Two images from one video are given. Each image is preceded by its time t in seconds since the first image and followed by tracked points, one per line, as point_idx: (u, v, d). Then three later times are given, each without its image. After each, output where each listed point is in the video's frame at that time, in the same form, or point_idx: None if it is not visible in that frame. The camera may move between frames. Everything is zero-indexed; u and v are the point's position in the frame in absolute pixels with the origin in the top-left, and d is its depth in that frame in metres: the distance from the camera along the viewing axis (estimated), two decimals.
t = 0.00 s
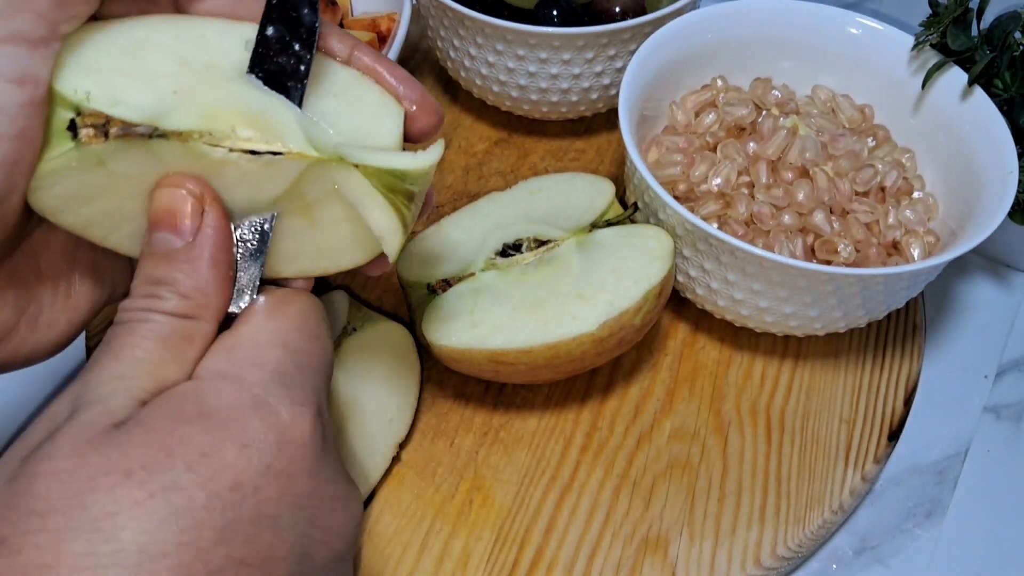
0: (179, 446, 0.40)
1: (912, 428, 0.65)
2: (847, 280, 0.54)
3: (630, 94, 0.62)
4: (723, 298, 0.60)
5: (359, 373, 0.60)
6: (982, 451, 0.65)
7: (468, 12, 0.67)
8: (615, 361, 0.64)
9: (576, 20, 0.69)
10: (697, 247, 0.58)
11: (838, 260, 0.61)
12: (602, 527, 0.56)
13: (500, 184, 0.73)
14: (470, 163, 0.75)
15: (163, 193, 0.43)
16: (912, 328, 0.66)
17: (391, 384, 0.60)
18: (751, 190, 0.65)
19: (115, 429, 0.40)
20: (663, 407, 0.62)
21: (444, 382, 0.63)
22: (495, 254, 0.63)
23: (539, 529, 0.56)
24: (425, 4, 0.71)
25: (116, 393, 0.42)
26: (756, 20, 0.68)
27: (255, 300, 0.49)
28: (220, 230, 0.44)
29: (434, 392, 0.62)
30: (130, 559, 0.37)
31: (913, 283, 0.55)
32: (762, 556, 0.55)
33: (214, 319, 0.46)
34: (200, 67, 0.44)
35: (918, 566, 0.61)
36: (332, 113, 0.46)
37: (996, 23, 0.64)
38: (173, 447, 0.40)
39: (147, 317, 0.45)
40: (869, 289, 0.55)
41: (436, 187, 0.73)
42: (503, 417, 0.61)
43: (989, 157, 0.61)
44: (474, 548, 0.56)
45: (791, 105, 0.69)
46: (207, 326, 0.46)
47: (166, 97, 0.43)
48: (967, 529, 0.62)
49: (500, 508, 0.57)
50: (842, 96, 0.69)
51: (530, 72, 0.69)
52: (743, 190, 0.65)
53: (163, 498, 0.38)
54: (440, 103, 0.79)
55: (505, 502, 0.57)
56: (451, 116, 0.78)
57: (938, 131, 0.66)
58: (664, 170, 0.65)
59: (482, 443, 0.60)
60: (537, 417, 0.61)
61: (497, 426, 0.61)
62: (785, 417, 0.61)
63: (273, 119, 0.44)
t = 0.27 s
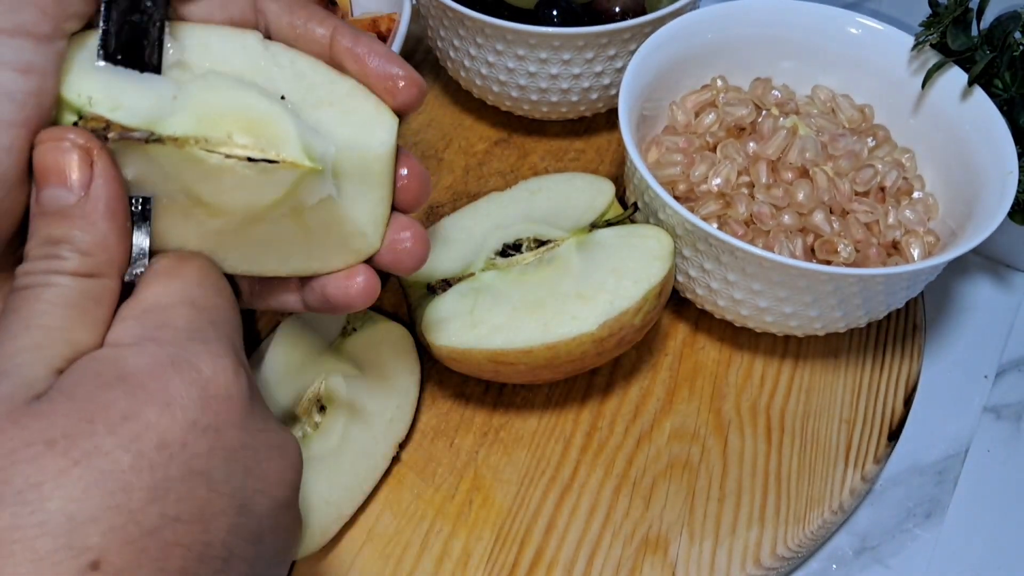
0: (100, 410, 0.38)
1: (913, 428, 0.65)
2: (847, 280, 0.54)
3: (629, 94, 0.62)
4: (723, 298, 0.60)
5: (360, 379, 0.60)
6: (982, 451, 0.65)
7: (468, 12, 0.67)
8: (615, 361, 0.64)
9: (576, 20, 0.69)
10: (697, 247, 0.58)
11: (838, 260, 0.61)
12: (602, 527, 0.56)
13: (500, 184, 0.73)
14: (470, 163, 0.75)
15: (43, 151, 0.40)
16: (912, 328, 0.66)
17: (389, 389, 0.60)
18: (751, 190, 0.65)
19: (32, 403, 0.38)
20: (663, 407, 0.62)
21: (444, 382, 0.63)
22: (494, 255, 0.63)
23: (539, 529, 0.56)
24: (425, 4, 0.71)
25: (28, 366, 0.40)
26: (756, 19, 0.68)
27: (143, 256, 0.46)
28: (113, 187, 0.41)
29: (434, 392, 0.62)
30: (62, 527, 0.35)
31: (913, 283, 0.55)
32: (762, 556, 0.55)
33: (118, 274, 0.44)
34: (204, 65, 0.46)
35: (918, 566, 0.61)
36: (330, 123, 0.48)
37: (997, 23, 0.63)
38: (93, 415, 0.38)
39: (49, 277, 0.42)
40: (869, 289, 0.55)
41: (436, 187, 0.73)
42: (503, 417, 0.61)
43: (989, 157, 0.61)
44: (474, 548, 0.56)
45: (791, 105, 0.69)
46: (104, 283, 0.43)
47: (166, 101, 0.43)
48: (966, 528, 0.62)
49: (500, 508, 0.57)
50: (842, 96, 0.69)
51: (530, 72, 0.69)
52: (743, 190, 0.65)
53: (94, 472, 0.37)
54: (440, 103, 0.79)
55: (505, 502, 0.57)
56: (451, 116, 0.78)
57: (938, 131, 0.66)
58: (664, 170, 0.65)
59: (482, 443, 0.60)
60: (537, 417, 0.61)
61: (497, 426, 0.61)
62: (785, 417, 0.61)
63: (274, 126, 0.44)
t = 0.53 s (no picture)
0: None
1: (913, 428, 0.65)
2: (847, 280, 0.54)
3: (629, 94, 0.62)
4: (723, 298, 0.60)
5: (360, 377, 0.60)
6: (982, 451, 0.65)
7: (468, 11, 0.67)
8: (616, 361, 0.64)
9: (577, 19, 0.69)
10: (697, 247, 0.58)
11: (838, 260, 0.61)
12: (602, 528, 0.56)
13: (500, 184, 0.73)
14: (470, 162, 0.75)
15: None
16: (912, 328, 0.66)
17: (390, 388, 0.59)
18: (751, 190, 0.65)
19: None
20: (663, 407, 0.62)
21: (443, 382, 0.63)
22: (494, 254, 0.63)
23: (539, 529, 0.56)
24: (426, 4, 0.71)
25: None
26: (755, 19, 0.68)
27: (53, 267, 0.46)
28: None
29: (434, 392, 0.62)
30: None
31: (914, 283, 0.55)
32: (762, 556, 0.55)
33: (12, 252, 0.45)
34: (128, 140, 0.52)
35: (918, 566, 0.61)
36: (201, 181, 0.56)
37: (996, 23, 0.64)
38: None
39: None
40: (869, 289, 0.55)
41: (436, 187, 0.73)
42: (503, 417, 0.61)
43: (988, 156, 0.61)
44: (474, 548, 0.56)
45: (791, 105, 0.69)
46: None
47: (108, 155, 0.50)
48: (966, 528, 0.62)
49: (500, 508, 0.57)
50: (842, 96, 0.69)
51: (530, 71, 0.69)
52: (743, 190, 0.65)
53: None
54: (440, 103, 0.79)
55: (505, 502, 0.57)
56: (451, 116, 0.78)
57: (938, 131, 0.66)
58: (664, 170, 0.65)
59: (482, 443, 0.60)
60: (538, 416, 0.61)
61: (497, 426, 0.61)
62: (785, 417, 0.61)
63: (116, 301, 0.42)
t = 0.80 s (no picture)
0: None
1: (914, 428, 0.65)
2: (848, 280, 0.53)
3: (629, 93, 0.62)
4: (724, 298, 0.60)
5: (360, 376, 0.59)
6: (984, 451, 0.65)
7: (468, 10, 0.67)
8: (616, 362, 0.64)
9: (577, 18, 0.69)
10: (698, 247, 0.58)
11: (839, 260, 0.61)
12: (602, 529, 0.56)
13: (500, 184, 0.73)
14: (470, 162, 0.74)
15: None
16: (913, 328, 0.66)
17: (391, 388, 0.58)
18: (752, 190, 0.65)
19: None
20: (663, 408, 0.62)
21: (443, 383, 0.62)
22: (494, 254, 0.63)
23: (539, 530, 0.56)
24: (426, 3, 0.71)
25: None
26: (756, 18, 0.68)
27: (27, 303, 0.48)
28: None
29: (434, 392, 0.62)
30: None
31: (915, 283, 0.55)
32: (763, 557, 0.55)
33: None
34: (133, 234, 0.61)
35: (919, 567, 0.61)
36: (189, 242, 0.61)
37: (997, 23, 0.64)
38: None
39: None
40: (870, 289, 0.55)
41: (436, 187, 0.73)
42: (503, 418, 0.61)
43: (989, 156, 0.60)
44: (474, 549, 0.56)
45: (791, 104, 0.69)
46: None
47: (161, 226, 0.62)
48: (967, 529, 0.62)
49: (500, 509, 0.57)
50: (843, 96, 0.69)
51: (530, 71, 0.69)
52: (744, 190, 0.64)
53: None
54: (440, 102, 0.79)
55: (505, 503, 0.57)
56: (451, 116, 0.78)
57: (939, 130, 0.66)
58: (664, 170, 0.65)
59: (482, 443, 0.60)
60: (538, 417, 0.61)
61: (497, 426, 0.61)
62: (786, 417, 0.61)
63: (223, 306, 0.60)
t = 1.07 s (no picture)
0: None
1: (915, 429, 0.65)
2: (849, 280, 0.53)
3: (630, 92, 0.62)
4: (724, 298, 0.60)
5: (360, 378, 0.59)
6: (985, 452, 0.65)
7: (468, 9, 0.67)
8: (616, 363, 0.63)
9: (578, 18, 0.68)
10: (698, 247, 0.58)
11: (840, 260, 0.61)
12: (602, 530, 0.56)
13: (500, 184, 0.73)
14: (470, 162, 0.74)
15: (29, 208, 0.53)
16: (914, 328, 0.65)
17: (391, 385, 0.58)
18: (752, 189, 0.64)
19: None
20: (664, 408, 0.61)
21: (443, 383, 0.62)
22: (494, 254, 0.63)
23: (539, 530, 0.56)
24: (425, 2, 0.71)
25: None
26: (757, 17, 0.68)
27: None
28: None
29: (434, 393, 0.62)
30: None
31: (916, 283, 0.55)
32: (764, 558, 0.55)
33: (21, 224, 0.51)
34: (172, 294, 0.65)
35: (920, 567, 0.60)
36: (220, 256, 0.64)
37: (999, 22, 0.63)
38: None
39: None
40: (871, 289, 0.54)
41: (436, 186, 0.73)
42: (503, 418, 0.61)
43: (990, 155, 0.60)
44: (474, 550, 0.55)
45: (792, 104, 0.68)
46: None
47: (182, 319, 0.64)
48: (968, 529, 0.62)
49: (500, 510, 0.57)
50: (844, 95, 0.69)
51: (530, 70, 0.69)
52: (745, 189, 0.64)
53: None
54: (440, 102, 0.79)
55: (505, 504, 0.57)
56: (451, 115, 0.78)
57: (940, 130, 0.66)
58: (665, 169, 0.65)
59: (483, 444, 0.60)
60: (538, 417, 0.61)
61: (498, 427, 0.60)
62: (787, 418, 0.61)
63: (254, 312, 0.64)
